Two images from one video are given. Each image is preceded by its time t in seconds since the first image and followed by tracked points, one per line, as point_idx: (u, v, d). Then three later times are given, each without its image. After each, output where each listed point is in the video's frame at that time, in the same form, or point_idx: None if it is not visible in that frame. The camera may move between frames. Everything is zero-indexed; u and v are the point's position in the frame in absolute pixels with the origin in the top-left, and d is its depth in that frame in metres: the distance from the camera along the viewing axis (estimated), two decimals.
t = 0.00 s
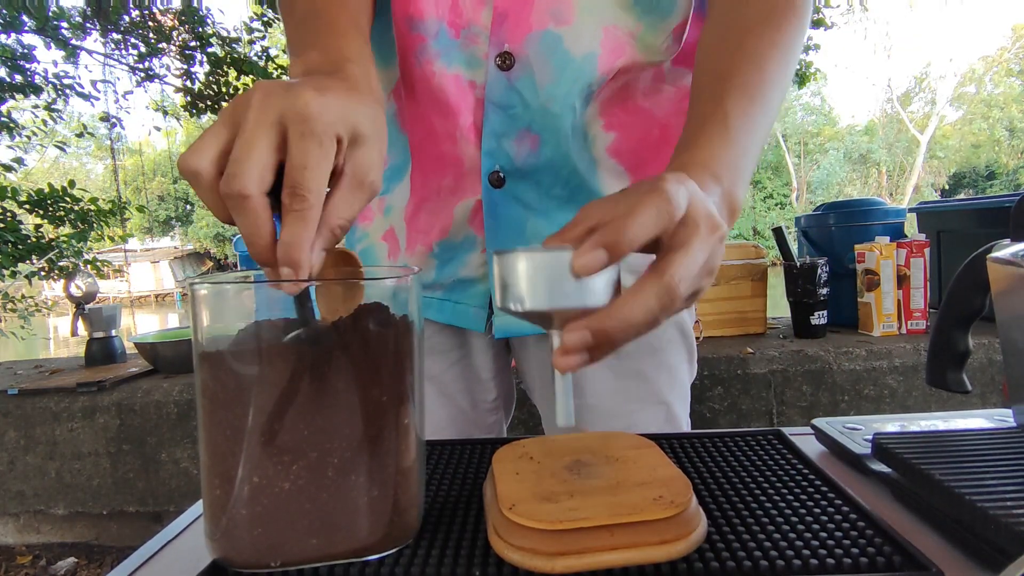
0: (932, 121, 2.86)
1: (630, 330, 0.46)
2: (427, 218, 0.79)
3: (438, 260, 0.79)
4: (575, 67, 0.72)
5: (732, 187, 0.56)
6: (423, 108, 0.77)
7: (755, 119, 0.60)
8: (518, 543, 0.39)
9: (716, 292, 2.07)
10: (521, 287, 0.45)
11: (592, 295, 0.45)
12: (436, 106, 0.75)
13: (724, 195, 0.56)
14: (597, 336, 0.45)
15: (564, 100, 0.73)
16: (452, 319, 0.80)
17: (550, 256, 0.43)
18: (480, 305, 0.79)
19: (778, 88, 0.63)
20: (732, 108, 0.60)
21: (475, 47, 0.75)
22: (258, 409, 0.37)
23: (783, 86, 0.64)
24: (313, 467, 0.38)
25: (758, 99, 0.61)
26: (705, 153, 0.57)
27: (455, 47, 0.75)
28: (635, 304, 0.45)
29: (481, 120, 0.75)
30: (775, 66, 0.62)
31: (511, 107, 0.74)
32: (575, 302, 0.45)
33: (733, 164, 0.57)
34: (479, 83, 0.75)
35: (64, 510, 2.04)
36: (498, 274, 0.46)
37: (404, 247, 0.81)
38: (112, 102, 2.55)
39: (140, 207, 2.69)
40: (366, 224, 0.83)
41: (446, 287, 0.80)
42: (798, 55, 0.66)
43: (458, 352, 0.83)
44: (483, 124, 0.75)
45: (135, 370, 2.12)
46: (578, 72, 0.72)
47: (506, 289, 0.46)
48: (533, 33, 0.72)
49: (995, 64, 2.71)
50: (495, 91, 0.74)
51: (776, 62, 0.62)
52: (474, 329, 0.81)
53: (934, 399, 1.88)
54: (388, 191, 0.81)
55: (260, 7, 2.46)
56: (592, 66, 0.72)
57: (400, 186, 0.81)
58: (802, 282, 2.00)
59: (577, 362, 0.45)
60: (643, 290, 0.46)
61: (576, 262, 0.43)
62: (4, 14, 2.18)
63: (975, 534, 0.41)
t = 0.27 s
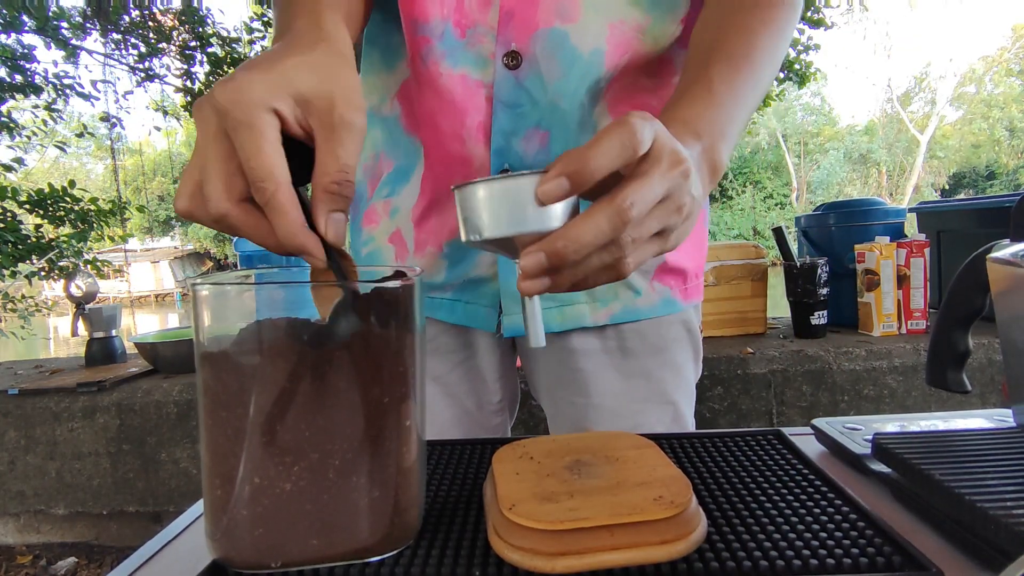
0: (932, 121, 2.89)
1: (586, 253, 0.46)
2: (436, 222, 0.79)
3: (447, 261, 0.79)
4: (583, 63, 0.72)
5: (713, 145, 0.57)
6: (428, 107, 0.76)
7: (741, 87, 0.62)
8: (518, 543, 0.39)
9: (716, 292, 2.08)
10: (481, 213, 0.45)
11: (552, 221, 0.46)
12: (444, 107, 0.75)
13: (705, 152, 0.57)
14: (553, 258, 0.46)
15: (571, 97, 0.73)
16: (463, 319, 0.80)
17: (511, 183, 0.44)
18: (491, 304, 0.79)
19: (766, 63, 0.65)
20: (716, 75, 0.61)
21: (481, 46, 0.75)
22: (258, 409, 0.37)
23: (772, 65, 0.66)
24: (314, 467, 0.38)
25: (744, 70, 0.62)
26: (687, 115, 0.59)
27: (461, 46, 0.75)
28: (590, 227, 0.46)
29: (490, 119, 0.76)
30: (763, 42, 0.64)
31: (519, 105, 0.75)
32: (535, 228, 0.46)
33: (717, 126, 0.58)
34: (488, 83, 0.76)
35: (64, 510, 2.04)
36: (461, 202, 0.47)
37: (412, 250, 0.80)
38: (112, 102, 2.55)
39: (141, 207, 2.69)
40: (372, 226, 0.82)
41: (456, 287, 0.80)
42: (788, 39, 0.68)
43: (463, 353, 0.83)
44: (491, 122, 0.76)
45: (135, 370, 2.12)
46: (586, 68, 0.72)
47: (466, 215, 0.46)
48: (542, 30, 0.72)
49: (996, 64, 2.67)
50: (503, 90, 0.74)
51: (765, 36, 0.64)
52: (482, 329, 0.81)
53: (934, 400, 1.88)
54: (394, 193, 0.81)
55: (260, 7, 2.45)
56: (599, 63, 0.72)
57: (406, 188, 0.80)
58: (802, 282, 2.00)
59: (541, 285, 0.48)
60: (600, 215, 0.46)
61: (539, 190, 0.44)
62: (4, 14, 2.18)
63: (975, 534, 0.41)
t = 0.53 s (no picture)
0: (932, 121, 2.84)
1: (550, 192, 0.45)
2: (441, 222, 0.78)
3: (453, 261, 0.79)
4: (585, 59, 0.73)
5: (694, 110, 0.56)
6: (432, 109, 0.76)
7: (726, 57, 0.62)
8: (518, 543, 0.39)
9: (716, 292, 2.07)
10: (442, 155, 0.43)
11: (517, 159, 0.44)
12: (446, 107, 0.74)
13: (685, 116, 0.56)
14: (515, 198, 0.45)
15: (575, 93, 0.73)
16: (469, 318, 0.80)
17: (467, 123, 0.42)
18: (498, 304, 0.79)
19: (754, 41, 0.65)
20: (701, 46, 0.62)
21: (483, 46, 0.74)
22: (258, 409, 0.37)
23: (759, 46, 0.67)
24: (314, 467, 0.38)
25: (729, 43, 0.63)
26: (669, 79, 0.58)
27: (463, 47, 0.74)
28: (551, 166, 0.44)
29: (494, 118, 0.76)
30: (751, 21, 0.65)
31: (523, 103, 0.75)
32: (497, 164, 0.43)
33: (700, 91, 0.58)
34: (490, 82, 0.75)
35: (64, 510, 2.04)
36: (421, 148, 0.45)
37: (417, 250, 0.80)
38: (112, 102, 2.54)
39: (141, 207, 2.70)
40: (375, 229, 0.82)
41: (463, 287, 0.80)
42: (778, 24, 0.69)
43: (467, 354, 0.83)
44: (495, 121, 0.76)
45: (135, 370, 2.12)
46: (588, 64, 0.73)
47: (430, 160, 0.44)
48: (543, 27, 0.73)
49: (996, 64, 2.65)
50: (506, 88, 0.75)
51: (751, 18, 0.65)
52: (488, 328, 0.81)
53: (934, 399, 1.88)
54: (394, 196, 0.80)
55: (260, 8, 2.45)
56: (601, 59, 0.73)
57: (408, 190, 0.80)
58: (802, 282, 2.00)
59: (507, 226, 0.48)
60: (560, 153, 0.44)
61: (497, 126, 0.42)
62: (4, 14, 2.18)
63: (975, 534, 0.41)
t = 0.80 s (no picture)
0: (933, 121, 2.89)
1: (496, 153, 0.45)
2: (440, 221, 0.79)
3: (452, 260, 0.79)
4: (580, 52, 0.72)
5: (672, 86, 0.56)
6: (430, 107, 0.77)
7: (710, 37, 0.61)
8: (518, 543, 0.39)
9: (716, 292, 2.07)
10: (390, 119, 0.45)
11: (461, 119, 0.44)
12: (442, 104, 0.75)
13: (661, 93, 0.56)
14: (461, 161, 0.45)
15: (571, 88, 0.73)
16: (470, 318, 0.80)
17: (410, 84, 0.43)
18: (499, 302, 0.79)
19: (745, 25, 0.64)
20: (685, 26, 0.61)
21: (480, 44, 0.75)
22: (258, 409, 0.37)
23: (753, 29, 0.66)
24: (314, 468, 0.38)
25: (715, 22, 0.62)
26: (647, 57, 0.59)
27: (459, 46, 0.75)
28: (495, 127, 0.44)
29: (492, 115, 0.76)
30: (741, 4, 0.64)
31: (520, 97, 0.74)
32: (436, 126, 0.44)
33: (677, 69, 0.58)
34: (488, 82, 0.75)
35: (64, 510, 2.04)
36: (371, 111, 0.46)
37: (418, 249, 0.80)
38: (112, 102, 2.54)
39: (141, 207, 2.70)
40: (376, 229, 0.83)
41: (463, 286, 0.80)
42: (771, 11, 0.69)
43: (467, 354, 0.83)
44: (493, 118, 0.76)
45: (135, 370, 2.12)
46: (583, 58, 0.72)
47: (380, 125, 0.46)
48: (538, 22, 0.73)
49: (996, 63, 2.67)
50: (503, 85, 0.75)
51: None
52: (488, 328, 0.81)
53: (933, 399, 1.88)
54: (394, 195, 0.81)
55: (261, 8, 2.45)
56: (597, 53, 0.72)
57: (407, 187, 0.80)
58: (802, 282, 1.99)
59: (460, 188, 0.48)
60: (506, 115, 0.44)
61: (437, 87, 0.42)
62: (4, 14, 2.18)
63: (975, 534, 0.41)
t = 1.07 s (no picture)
0: (932, 121, 2.92)
1: (439, 142, 0.44)
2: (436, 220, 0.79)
3: (449, 259, 0.79)
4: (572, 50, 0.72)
5: (643, 73, 0.54)
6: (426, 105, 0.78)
7: (690, 23, 0.59)
8: (518, 543, 0.39)
9: (716, 292, 2.07)
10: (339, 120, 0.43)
11: (402, 107, 0.43)
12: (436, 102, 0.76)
13: (629, 79, 0.54)
14: (406, 151, 0.44)
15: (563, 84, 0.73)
16: (466, 317, 0.80)
17: (346, 82, 0.42)
18: (495, 301, 0.78)
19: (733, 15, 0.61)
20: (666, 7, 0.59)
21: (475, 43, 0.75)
22: (257, 409, 0.37)
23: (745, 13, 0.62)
24: (314, 468, 0.38)
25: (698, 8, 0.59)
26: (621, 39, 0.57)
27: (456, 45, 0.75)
28: (436, 115, 0.43)
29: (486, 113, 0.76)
30: None
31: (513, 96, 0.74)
32: (379, 119, 0.42)
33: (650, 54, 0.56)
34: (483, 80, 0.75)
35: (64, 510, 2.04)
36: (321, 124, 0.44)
37: (416, 248, 0.81)
38: (112, 102, 2.54)
39: (141, 207, 2.70)
40: (373, 228, 0.84)
41: (460, 285, 0.80)
42: None
43: (465, 354, 0.83)
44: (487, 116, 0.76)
45: (135, 370, 2.12)
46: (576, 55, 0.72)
47: (329, 133, 0.44)
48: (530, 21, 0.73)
49: (996, 63, 2.68)
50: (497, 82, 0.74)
51: None
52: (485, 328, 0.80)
53: (933, 400, 1.88)
54: (391, 194, 0.81)
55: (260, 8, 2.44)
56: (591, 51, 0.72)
57: (403, 187, 0.81)
58: (802, 282, 1.99)
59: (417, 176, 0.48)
60: (446, 101, 0.43)
61: (370, 79, 0.41)
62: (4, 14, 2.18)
63: (975, 535, 0.41)
